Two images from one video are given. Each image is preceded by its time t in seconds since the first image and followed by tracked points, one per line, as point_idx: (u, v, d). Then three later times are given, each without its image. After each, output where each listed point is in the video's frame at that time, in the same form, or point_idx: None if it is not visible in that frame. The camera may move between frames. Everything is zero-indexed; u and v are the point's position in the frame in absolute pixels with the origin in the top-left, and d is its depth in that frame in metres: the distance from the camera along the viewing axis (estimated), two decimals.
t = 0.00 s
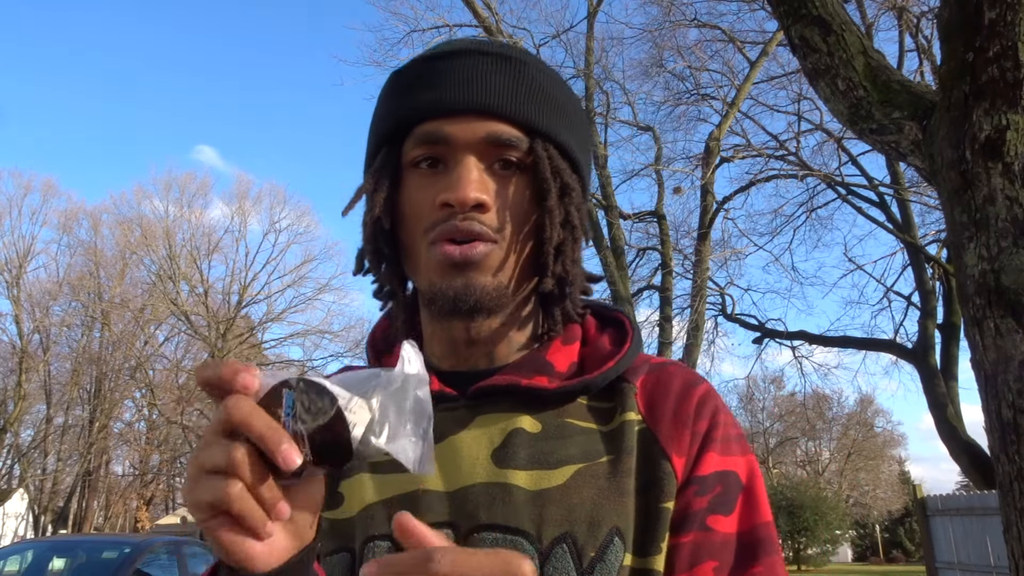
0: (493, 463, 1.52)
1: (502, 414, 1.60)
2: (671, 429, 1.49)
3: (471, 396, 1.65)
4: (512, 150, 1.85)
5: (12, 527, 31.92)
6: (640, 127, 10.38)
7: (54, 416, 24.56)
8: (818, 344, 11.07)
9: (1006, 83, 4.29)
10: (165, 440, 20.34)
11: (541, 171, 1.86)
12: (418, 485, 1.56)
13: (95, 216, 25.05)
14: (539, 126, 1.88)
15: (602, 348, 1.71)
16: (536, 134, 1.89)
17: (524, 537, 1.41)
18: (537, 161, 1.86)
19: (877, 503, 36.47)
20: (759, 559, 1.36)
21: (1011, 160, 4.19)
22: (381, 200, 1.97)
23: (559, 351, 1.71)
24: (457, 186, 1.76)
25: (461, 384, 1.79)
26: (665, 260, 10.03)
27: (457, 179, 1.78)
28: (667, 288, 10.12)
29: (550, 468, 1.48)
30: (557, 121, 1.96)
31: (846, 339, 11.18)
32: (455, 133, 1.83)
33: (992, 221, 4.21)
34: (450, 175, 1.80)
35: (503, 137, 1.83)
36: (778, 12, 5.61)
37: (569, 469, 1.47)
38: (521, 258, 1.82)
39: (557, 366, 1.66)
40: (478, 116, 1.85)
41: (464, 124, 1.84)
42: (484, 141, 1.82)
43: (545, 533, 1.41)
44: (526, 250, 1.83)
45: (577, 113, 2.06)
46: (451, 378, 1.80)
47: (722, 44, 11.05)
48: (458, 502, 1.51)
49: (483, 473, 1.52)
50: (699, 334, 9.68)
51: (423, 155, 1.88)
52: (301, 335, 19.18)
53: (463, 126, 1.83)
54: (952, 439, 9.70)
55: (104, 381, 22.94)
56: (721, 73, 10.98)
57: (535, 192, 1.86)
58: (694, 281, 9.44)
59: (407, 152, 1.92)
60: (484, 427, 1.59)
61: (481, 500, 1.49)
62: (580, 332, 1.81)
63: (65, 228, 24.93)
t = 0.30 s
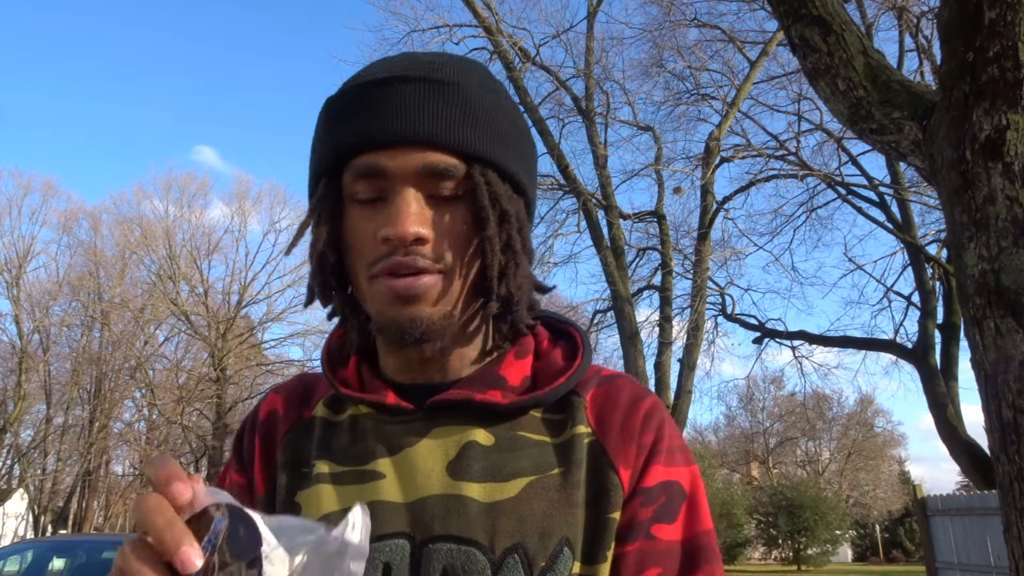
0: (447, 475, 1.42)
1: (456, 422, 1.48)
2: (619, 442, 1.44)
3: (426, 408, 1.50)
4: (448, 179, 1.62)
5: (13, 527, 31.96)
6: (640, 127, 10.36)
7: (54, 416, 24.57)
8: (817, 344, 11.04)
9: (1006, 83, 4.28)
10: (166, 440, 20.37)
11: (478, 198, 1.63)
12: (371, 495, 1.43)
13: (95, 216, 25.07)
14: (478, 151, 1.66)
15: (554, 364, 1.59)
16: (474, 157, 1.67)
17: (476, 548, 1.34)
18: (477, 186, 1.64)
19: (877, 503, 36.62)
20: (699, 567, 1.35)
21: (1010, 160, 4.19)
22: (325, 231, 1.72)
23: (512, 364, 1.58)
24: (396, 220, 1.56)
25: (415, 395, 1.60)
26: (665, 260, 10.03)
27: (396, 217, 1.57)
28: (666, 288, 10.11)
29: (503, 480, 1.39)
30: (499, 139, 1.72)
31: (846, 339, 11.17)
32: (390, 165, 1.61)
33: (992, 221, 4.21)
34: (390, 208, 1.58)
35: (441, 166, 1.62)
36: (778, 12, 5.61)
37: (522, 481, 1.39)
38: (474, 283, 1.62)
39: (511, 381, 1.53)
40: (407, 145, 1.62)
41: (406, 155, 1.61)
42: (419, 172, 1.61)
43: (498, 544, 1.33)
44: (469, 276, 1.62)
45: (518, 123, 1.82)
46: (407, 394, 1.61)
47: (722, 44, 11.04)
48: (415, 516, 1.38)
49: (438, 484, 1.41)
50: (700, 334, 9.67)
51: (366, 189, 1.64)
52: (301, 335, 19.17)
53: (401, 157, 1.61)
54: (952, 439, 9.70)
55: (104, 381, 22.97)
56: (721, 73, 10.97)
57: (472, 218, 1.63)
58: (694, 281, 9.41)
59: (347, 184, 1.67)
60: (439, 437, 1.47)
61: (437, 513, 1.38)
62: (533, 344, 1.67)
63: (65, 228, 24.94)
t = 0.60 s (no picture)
0: (425, 479, 1.35)
1: (434, 426, 1.40)
2: (596, 446, 1.38)
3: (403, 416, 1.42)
4: (411, 221, 1.46)
5: (12, 527, 31.94)
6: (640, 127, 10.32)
7: (53, 416, 24.55)
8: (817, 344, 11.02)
9: (1006, 83, 4.27)
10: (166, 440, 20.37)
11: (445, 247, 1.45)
12: (350, 503, 1.37)
13: (94, 216, 25.06)
14: (450, 202, 1.50)
15: (532, 374, 1.48)
16: (445, 204, 1.50)
17: (454, 553, 1.28)
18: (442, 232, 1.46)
19: (877, 503, 36.67)
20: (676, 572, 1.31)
21: (1011, 160, 4.18)
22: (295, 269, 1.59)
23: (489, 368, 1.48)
24: (357, 268, 1.42)
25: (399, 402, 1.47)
26: (665, 260, 10.01)
27: (359, 262, 1.42)
28: (666, 288, 10.09)
29: (481, 485, 1.33)
30: (478, 178, 1.55)
31: (846, 339, 11.16)
32: (351, 210, 1.47)
33: (992, 221, 4.20)
34: (355, 252, 1.44)
35: (406, 214, 1.46)
36: (778, 12, 5.60)
37: (499, 486, 1.34)
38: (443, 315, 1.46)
39: (489, 389, 1.44)
40: (368, 192, 1.47)
41: (365, 200, 1.46)
42: (380, 219, 1.45)
43: (474, 548, 1.28)
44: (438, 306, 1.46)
45: (502, 156, 1.63)
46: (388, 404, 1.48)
47: (722, 44, 11.01)
48: (393, 520, 1.33)
49: (416, 489, 1.34)
50: (699, 334, 9.64)
51: (332, 230, 1.49)
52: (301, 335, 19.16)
53: (366, 202, 1.46)
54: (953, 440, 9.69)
55: (103, 381, 22.98)
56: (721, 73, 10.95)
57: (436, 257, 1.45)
58: (694, 281, 9.40)
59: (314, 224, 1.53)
60: (417, 441, 1.39)
61: (415, 519, 1.32)
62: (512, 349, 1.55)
63: (64, 228, 24.93)
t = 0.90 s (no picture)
0: (419, 482, 1.35)
1: (427, 431, 1.41)
2: (589, 448, 1.39)
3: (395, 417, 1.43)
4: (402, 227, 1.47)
5: (12, 527, 31.95)
6: (640, 127, 10.32)
7: (54, 416, 24.55)
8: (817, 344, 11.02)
9: (1006, 83, 4.28)
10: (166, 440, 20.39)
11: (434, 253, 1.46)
12: (344, 504, 1.37)
13: (94, 215, 25.06)
14: (440, 209, 1.50)
15: (525, 374, 1.49)
16: (432, 210, 1.50)
17: (449, 556, 1.29)
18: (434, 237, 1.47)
19: (877, 502, 36.70)
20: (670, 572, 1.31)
21: (1011, 160, 4.19)
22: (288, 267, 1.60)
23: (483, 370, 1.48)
24: (347, 272, 1.42)
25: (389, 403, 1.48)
26: (665, 260, 10.02)
27: (350, 265, 1.43)
28: (666, 288, 10.10)
29: (474, 487, 1.34)
30: (472, 184, 1.56)
31: (846, 339, 11.17)
32: (343, 214, 1.48)
33: (992, 221, 4.21)
34: (345, 254, 1.45)
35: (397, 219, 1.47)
36: (778, 12, 5.62)
37: (493, 488, 1.34)
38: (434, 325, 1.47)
39: (484, 391, 1.44)
40: (360, 196, 1.47)
41: (359, 203, 1.47)
42: (371, 223, 1.46)
43: (468, 550, 1.29)
44: (430, 312, 1.47)
45: (497, 162, 1.63)
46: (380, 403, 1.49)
47: (722, 44, 11.01)
48: (388, 523, 1.33)
49: (410, 492, 1.35)
50: (699, 334, 9.65)
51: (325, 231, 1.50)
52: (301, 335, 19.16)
53: (356, 206, 1.47)
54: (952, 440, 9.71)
55: (103, 382, 23.01)
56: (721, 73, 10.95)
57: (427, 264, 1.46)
58: (694, 281, 9.41)
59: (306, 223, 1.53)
60: (412, 444, 1.40)
61: (409, 522, 1.32)
62: (507, 351, 1.55)
63: (64, 228, 24.93)
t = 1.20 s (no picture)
0: (423, 474, 1.36)
1: (432, 422, 1.41)
2: (593, 437, 1.39)
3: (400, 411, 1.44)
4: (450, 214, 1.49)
5: (13, 527, 31.99)
6: (640, 127, 10.33)
7: (54, 416, 24.58)
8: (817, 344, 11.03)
9: (1007, 83, 4.28)
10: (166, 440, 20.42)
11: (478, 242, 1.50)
12: (348, 498, 1.37)
13: (94, 215, 25.08)
14: (484, 196, 1.53)
15: (528, 365, 1.49)
16: (477, 198, 1.53)
17: (455, 548, 1.29)
18: (479, 226, 1.50)
19: (877, 502, 36.72)
20: (675, 560, 1.32)
21: (1011, 160, 4.20)
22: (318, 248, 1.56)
23: (486, 360, 1.48)
24: (392, 252, 1.44)
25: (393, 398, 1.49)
26: (665, 260, 10.03)
27: (392, 247, 1.44)
28: (666, 288, 10.11)
29: (479, 479, 1.34)
30: (508, 177, 1.60)
31: (846, 339, 11.18)
32: (391, 195, 1.47)
33: (992, 221, 4.21)
34: (387, 238, 1.46)
35: (442, 203, 1.48)
36: (778, 13, 5.62)
37: (499, 478, 1.34)
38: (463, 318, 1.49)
39: (486, 383, 1.44)
40: (408, 180, 1.48)
41: (406, 187, 1.47)
42: (421, 206, 1.47)
43: (475, 542, 1.30)
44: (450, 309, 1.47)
45: (524, 160, 1.69)
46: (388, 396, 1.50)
47: (722, 44, 11.02)
48: (393, 517, 1.34)
49: (415, 485, 1.35)
50: (699, 335, 9.66)
51: (363, 214, 1.50)
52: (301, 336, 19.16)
53: (404, 189, 1.47)
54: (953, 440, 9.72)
55: (104, 382, 23.02)
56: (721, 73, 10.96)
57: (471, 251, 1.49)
58: (695, 281, 9.42)
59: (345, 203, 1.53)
60: (415, 437, 1.40)
61: (414, 515, 1.33)
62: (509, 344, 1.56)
63: (65, 229, 24.96)
